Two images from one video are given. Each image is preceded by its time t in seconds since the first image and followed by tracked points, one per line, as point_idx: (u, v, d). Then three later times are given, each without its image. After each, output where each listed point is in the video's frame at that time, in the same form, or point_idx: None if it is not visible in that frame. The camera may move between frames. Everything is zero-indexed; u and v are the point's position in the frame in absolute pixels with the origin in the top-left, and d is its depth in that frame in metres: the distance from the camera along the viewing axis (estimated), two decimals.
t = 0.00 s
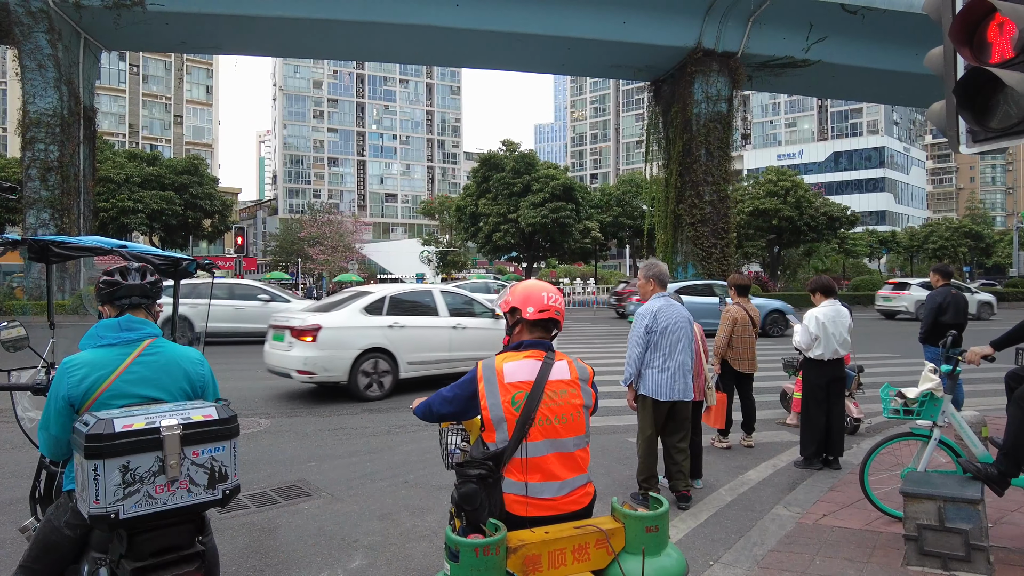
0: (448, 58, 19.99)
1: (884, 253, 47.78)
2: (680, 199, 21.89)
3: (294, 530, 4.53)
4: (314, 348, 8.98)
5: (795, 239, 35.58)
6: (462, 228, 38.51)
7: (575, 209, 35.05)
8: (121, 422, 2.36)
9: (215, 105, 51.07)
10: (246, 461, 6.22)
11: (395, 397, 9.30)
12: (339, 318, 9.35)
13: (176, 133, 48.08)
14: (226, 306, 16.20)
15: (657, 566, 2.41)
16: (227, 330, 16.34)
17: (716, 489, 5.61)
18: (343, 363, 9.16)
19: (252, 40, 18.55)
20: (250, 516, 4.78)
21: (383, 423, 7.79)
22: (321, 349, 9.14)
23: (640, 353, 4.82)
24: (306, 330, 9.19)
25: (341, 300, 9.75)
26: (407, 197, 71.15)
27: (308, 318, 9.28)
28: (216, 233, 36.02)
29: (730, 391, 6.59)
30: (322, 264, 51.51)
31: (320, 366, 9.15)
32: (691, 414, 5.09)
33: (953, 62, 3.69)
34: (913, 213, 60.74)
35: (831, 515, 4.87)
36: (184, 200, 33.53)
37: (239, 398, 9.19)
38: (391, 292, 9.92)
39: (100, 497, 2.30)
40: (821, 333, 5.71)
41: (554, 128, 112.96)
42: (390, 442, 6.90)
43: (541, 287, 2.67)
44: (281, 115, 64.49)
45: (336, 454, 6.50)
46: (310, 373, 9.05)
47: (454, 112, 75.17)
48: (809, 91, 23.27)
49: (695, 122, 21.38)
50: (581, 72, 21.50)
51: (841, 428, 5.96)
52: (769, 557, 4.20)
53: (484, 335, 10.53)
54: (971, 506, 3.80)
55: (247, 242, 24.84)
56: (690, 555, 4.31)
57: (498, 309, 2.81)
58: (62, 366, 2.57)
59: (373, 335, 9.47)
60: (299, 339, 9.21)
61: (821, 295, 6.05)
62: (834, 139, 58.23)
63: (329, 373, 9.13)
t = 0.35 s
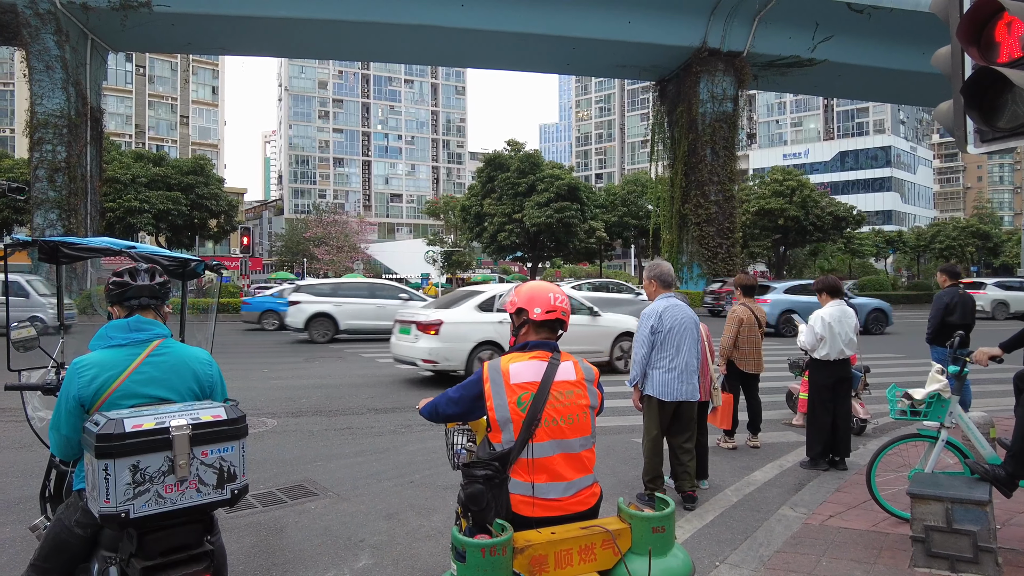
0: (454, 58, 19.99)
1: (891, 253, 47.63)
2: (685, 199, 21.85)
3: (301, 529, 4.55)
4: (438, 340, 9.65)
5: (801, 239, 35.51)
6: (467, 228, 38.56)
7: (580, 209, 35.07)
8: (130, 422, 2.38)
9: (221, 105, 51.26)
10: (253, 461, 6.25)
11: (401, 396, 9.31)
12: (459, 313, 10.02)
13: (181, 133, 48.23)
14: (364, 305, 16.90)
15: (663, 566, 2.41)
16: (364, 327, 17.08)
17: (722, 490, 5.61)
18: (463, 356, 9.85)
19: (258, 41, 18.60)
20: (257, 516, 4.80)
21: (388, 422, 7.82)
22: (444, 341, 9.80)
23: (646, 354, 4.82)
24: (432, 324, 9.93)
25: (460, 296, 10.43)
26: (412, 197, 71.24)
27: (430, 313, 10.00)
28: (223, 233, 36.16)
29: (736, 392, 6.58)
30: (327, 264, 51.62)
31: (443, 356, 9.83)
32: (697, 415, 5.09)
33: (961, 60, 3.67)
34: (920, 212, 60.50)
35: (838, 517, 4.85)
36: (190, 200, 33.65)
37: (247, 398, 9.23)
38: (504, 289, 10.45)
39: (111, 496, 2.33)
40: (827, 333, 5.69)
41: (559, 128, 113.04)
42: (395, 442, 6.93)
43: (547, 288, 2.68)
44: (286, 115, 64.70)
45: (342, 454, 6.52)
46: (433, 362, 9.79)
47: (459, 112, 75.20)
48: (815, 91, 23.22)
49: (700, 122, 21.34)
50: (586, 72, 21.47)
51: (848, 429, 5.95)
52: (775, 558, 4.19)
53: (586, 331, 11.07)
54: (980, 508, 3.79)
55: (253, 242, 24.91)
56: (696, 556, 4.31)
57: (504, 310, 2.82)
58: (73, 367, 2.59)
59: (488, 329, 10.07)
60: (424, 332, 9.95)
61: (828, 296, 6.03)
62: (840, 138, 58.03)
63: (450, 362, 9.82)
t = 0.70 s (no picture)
0: (459, 58, 20.00)
1: (898, 252, 47.41)
2: (691, 198, 21.77)
3: (306, 529, 4.57)
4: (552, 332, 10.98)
5: (808, 238, 35.36)
6: (472, 228, 38.58)
7: (586, 208, 35.00)
8: (137, 421, 2.39)
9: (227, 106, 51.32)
10: (259, 460, 6.27)
11: (407, 396, 9.34)
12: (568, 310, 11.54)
13: (187, 134, 48.34)
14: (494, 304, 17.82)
15: (668, 566, 2.42)
16: (495, 325, 18.14)
17: (728, 490, 5.60)
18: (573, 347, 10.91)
19: (264, 42, 18.64)
20: (263, 515, 4.82)
21: (394, 422, 7.84)
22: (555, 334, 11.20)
23: (651, 354, 4.82)
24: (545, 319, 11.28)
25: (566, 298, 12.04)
26: (418, 197, 71.24)
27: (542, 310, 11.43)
28: (229, 233, 36.25)
29: (742, 392, 6.56)
30: (333, 264, 51.71)
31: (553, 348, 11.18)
32: (702, 415, 5.08)
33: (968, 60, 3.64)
34: (928, 211, 60.17)
35: (844, 518, 4.84)
36: (196, 200, 33.77)
37: (254, 397, 9.27)
38: (606, 292, 12.15)
39: (118, 494, 2.34)
40: (833, 334, 5.68)
41: (564, 128, 112.90)
42: (401, 442, 6.95)
43: (551, 288, 2.68)
44: (292, 116, 64.88)
45: (348, 453, 6.54)
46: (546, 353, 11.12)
47: (465, 112, 75.17)
48: (822, 89, 23.13)
49: (706, 121, 21.28)
50: (592, 71, 21.45)
51: (854, 429, 5.93)
52: (781, 558, 4.18)
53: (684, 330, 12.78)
54: (988, 509, 3.77)
55: (260, 242, 24.96)
56: (701, 556, 4.31)
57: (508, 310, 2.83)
58: (80, 366, 2.61)
59: (592, 326, 11.80)
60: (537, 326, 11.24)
61: (834, 296, 6.01)
62: (847, 137, 57.76)
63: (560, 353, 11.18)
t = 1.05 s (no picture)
0: (464, 58, 20.00)
1: (904, 252, 47.22)
2: (696, 197, 21.70)
3: (311, 528, 4.57)
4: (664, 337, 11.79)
5: (814, 238, 35.23)
6: (476, 227, 38.58)
7: (590, 208, 34.98)
8: (141, 420, 2.40)
9: (231, 106, 51.46)
10: (263, 459, 6.29)
11: (412, 396, 9.36)
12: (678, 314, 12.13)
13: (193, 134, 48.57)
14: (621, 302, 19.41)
15: (671, 567, 2.41)
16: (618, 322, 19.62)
17: (732, 490, 5.58)
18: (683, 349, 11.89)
19: (269, 42, 18.65)
20: (267, 514, 4.83)
21: (397, 421, 7.84)
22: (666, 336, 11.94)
23: (655, 352, 4.81)
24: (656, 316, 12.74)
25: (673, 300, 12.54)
26: (422, 197, 71.31)
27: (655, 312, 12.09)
28: (234, 233, 36.35)
29: (747, 392, 6.53)
30: (338, 264, 51.82)
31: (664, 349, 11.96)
32: (707, 415, 5.06)
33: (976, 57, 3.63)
34: (933, 211, 59.98)
35: (850, 518, 4.81)
36: (201, 201, 33.85)
37: (257, 397, 9.29)
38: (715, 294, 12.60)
39: (120, 493, 2.34)
40: (840, 333, 5.65)
41: (568, 128, 112.88)
42: (405, 441, 6.94)
43: (553, 287, 2.67)
44: (297, 116, 65.05)
45: (351, 452, 6.54)
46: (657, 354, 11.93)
47: (469, 111, 75.18)
48: (827, 88, 23.05)
49: (711, 120, 21.21)
50: (596, 71, 21.43)
51: (860, 429, 5.90)
52: (785, 559, 4.16)
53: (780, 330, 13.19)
54: (995, 510, 3.75)
55: (265, 242, 24.99)
56: (706, 556, 4.29)
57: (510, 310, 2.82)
58: (84, 365, 2.61)
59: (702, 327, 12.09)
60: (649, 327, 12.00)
61: (840, 295, 5.98)
62: (852, 137, 57.54)
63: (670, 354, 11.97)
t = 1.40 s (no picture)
0: (465, 57, 19.97)
1: (907, 251, 47.05)
2: (698, 197, 21.66)
3: (313, 528, 4.55)
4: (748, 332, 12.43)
5: (816, 237, 35.14)
6: (478, 227, 38.53)
7: (592, 208, 34.96)
8: (139, 420, 2.38)
9: (234, 106, 51.56)
10: (264, 459, 6.28)
11: (414, 396, 9.34)
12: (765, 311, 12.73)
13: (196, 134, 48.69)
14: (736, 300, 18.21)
15: (674, 568, 2.38)
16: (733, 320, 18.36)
17: (735, 491, 5.55)
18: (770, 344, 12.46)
19: (272, 42, 18.64)
20: (268, 514, 4.82)
21: (399, 421, 7.82)
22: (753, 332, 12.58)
23: (658, 352, 4.78)
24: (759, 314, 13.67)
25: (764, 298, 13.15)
26: (424, 197, 71.32)
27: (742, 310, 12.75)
28: (236, 233, 36.38)
29: (750, 392, 6.50)
30: (340, 264, 51.81)
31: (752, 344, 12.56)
32: (711, 415, 5.03)
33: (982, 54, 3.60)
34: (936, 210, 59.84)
35: (854, 519, 4.78)
36: (204, 201, 33.86)
37: (258, 396, 9.27)
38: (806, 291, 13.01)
39: (119, 494, 2.33)
40: (844, 333, 5.62)
41: (570, 127, 112.88)
42: (407, 441, 6.92)
43: (555, 286, 2.65)
44: (299, 116, 65.05)
45: (352, 452, 6.52)
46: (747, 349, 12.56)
47: (471, 111, 75.15)
48: (829, 87, 22.97)
49: (713, 120, 21.15)
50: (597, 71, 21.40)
51: (864, 429, 5.87)
52: (789, 560, 4.14)
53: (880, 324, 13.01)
54: (1000, 511, 3.72)
55: (266, 242, 24.98)
56: (710, 557, 4.27)
57: (511, 309, 2.80)
58: (84, 365, 2.60)
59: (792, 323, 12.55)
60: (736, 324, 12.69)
61: (843, 294, 5.95)
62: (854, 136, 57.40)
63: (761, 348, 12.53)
